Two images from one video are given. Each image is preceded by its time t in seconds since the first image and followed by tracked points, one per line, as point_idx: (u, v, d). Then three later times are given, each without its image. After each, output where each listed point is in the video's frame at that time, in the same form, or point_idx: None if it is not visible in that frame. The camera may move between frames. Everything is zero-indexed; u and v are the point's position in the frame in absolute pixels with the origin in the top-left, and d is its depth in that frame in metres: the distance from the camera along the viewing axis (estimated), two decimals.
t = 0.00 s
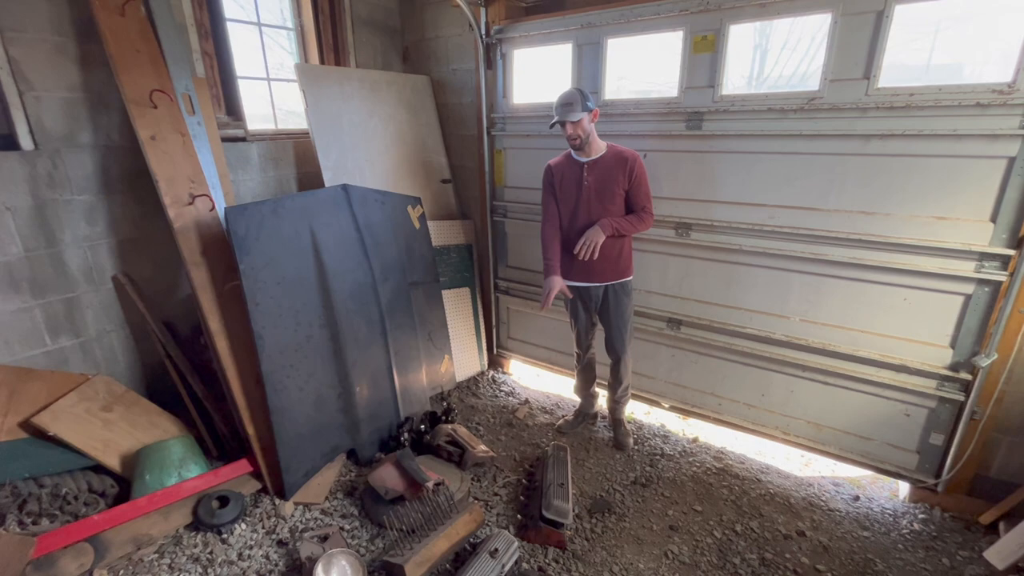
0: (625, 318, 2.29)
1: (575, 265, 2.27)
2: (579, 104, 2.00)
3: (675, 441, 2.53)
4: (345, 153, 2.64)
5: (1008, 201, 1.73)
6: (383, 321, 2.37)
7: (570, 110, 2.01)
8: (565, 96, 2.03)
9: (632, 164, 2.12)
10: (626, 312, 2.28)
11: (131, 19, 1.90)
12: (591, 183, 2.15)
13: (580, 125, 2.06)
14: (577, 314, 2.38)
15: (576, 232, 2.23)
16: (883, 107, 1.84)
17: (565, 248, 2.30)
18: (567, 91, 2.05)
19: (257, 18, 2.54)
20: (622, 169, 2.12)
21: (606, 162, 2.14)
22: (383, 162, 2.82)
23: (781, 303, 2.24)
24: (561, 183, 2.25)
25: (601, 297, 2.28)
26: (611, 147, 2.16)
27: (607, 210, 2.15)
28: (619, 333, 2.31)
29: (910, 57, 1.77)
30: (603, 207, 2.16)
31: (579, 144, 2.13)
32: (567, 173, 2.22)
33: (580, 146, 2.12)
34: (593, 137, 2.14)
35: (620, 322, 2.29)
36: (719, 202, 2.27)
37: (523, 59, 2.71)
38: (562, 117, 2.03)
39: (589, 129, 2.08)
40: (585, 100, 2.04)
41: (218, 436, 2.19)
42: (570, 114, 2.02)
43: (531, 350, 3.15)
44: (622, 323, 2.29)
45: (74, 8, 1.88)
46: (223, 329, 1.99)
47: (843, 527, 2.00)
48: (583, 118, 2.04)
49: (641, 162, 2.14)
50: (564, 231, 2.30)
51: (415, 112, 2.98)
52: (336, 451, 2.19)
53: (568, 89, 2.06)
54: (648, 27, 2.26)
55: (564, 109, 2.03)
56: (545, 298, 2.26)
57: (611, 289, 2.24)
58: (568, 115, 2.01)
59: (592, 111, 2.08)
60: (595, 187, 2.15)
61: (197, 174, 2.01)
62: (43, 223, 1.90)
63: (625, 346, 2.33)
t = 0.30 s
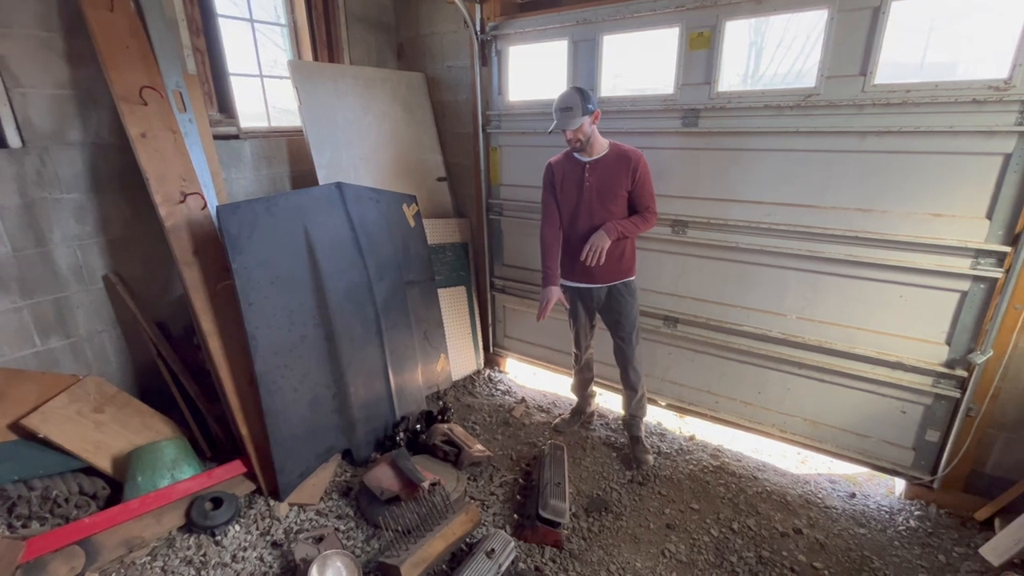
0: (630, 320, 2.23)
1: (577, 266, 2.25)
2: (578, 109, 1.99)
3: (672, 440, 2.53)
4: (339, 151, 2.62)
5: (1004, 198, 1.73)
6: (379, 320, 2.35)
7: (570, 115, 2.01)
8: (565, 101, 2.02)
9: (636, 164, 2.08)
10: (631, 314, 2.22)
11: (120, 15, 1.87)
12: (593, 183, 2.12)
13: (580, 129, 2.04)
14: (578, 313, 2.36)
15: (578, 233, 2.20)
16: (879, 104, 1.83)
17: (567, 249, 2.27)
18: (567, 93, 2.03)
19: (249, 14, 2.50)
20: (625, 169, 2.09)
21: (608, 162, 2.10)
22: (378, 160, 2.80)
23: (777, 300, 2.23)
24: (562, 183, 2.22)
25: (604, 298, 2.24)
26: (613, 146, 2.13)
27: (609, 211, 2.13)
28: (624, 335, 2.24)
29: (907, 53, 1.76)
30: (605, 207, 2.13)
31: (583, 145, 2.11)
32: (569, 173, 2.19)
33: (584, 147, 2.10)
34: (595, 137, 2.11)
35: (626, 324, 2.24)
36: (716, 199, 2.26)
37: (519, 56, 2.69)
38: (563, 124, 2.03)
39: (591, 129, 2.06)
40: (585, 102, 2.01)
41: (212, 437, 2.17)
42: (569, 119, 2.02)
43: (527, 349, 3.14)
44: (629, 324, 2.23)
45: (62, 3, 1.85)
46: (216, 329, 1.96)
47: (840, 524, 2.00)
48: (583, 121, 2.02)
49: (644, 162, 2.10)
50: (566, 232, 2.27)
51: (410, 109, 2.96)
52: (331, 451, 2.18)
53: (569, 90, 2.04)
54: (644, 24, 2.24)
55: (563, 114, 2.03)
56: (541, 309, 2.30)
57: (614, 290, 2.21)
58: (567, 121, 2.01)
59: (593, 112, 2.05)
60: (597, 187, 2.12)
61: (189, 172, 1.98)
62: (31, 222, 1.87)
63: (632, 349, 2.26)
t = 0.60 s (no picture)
0: (639, 334, 2.12)
1: (585, 275, 2.14)
2: (599, 113, 1.83)
3: (667, 440, 2.52)
4: (332, 151, 2.60)
5: (996, 197, 1.73)
6: (372, 321, 2.33)
7: (590, 119, 1.85)
8: (585, 103, 1.85)
9: (656, 172, 1.95)
10: (640, 327, 2.11)
11: (107, 13, 1.85)
12: (609, 190, 1.99)
13: (601, 134, 1.89)
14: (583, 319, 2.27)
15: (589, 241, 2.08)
16: (873, 102, 1.83)
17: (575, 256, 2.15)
18: (588, 93, 1.86)
19: (241, 12, 2.48)
20: (644, 177, 1.95)
21: (625, 168, 1.97)
22: (371, 160, 2.78)
23: (771, 300, 2.23)
24: (574, 186, 2.08)
25: (611, 308, 2.13)
26: (631, 150, 1.99)
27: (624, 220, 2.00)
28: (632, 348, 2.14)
29: (900, 51, 1.76)
30: (620, 216, 2.00)
31: (602, 150, 1.96)
32: (582, 176, 2.05)
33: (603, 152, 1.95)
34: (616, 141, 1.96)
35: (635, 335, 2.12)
36: (710, 199, 2.25)
37: (512, 55, 2.67)
38: (582, 128, 1.87)
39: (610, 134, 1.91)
40: (606, 105, 1.85)
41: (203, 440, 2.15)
42: (588, 123, 1.86)
43: (522, 349, 3.13)
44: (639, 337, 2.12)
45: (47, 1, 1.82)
46: (206, 331, 1.94)
47: (834, 524, 2.00)
48: (604, 126, 1.86)
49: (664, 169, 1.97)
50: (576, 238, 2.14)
51: (403, 108, 2.94)
52: (324, 453, 2.16)
53: (591, 90, 1.87)
54: (638, 22, 2.23)
55: (582, 117, 1.87)
56: (545, 318, 2.14)
57: (621, 301, 2.10)
58: (586, 125, 1.85)
59: (616, 115, 1.89)
60: (612, 195, 1.99)
61: (178, 172, 1.96)
62: (17, 223, 1.84)
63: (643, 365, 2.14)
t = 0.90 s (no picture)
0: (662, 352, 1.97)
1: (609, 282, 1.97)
2: (647, 106, 1.65)
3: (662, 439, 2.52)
4: (325, 150, 2.58)
5: (990, 196, 1.73)
6: (366, 321, 2.32)
7: (636, 111, 1.67)
8: (631, 94, 1.68)
9: (698, 176, 1.76)
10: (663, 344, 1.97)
11: (96, 12, 1.83)
12: (643, 193, 1.80)
13: (646, 130, 1.71)
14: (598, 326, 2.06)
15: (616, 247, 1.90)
16: (867, 101, 1.83)
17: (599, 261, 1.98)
18: (637, 83, 1.68)
19: (233, 10, 2.46)
20: (684, 180, 1.76)
21: (663, 169, 1.78)
22: (365, 159, 2.76)
23: (767, 299, 2.22)
24: (602, 185, 1.90)
25: (632, 319, 1.96)
26: (672, 149, 1.80)
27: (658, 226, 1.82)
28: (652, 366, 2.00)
29: (893, 50, 1.76)
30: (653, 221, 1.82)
31: (643, 148, 1.77)
32: (612, 175, 1.87)
33: (643, 150, 1.77)
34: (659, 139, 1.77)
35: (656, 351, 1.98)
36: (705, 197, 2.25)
37: (506, 53, 2.66)
38: (625, 120, 1.69)
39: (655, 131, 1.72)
40: (656, 99, 1.67)
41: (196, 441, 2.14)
42: (634, 116, 1.68)
43: (518, 349, 3.12)
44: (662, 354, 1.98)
45: None
46: (198, 332, 1.93)
47: (829, 522, 2.00)
48: (650, 121, 1.69)
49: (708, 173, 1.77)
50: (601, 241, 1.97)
51: (397, 107, 2.93)
52: (318, 455, 2.14)
53: (640, 80, 1.69)
54: (632, 21, 2.23)
55: (627, 109, 1.69)
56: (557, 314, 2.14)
57: (647, 311, 1.93)
58: (631, 119, 1.68)
59: (665, 110, 1.71)
60: (646, 198, 1.80)
61: (169, 172, 1.94)
62: (5, 223, 1.82)
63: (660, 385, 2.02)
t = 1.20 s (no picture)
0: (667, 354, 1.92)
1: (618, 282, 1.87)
2: (664, 99, 1.59)
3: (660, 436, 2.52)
4: (322, 148, 2.58)
5: (985, 194, 1.74)
6: (363, 319, 2.32)
7: (651, 104, 1.61)
8: (648, 87, 1.62)
9: (720, 175, 1.66)
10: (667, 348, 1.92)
11: (91, 9, 1.82)
12: (658, 190, 1.71)
13: (663, 124, 1.64)
14: (610, 330, 1.91)
15: (628, 245, 1.81)
16: (864, 99, 1.83)
17: (609, 260, 1.89)
18: (655, 75, 1.62)
19: (229, 7, 2.45)
20: (703, 178, 1.67)
21: (681, 165, 1.68)
22: (363, 157, 2.75)
23: (764, 296, 2.23)
24: (615, 180, 1.82)
25: (642, 324, 1.85)
26: (692, 146, 1.70)
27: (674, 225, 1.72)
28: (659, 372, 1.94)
29: (890, 47, 1.76)
30: (669, 220, 1.72)
31: (660, 144, 1.69)
32: (626, 170, 1.79)
33: (659, 147, 1.69)
34: (677, 134, 1.69)
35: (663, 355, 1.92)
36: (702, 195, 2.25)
37: (503, 51, 2.66)
38: (640, 112, 1.63)
39: (672, 126, 1.65)
40: (673, 92, 1.61)
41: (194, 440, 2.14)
42: (650, 110, 1.62)
43: (516, 347, 3.12)
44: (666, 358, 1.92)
45: None
46: (195, 330, 1.92)
47: (826, 519, 2.01)
48: (667, 116, 1.63)
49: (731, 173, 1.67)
50: (613, 239, 1.88)
51: (395, 105, 2.92)
52: (316, 453, 2.14)
53: (658, 71, 1.63)
54: (629, 18, 2.23)
55: (643, 103, 1.63)
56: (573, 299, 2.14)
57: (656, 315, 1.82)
58: (646, 113, 1.62)
59: (683, 103, 1.64)
60: (661, 195, 1.71)
61: (165, 170, 1.94)
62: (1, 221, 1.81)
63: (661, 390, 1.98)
